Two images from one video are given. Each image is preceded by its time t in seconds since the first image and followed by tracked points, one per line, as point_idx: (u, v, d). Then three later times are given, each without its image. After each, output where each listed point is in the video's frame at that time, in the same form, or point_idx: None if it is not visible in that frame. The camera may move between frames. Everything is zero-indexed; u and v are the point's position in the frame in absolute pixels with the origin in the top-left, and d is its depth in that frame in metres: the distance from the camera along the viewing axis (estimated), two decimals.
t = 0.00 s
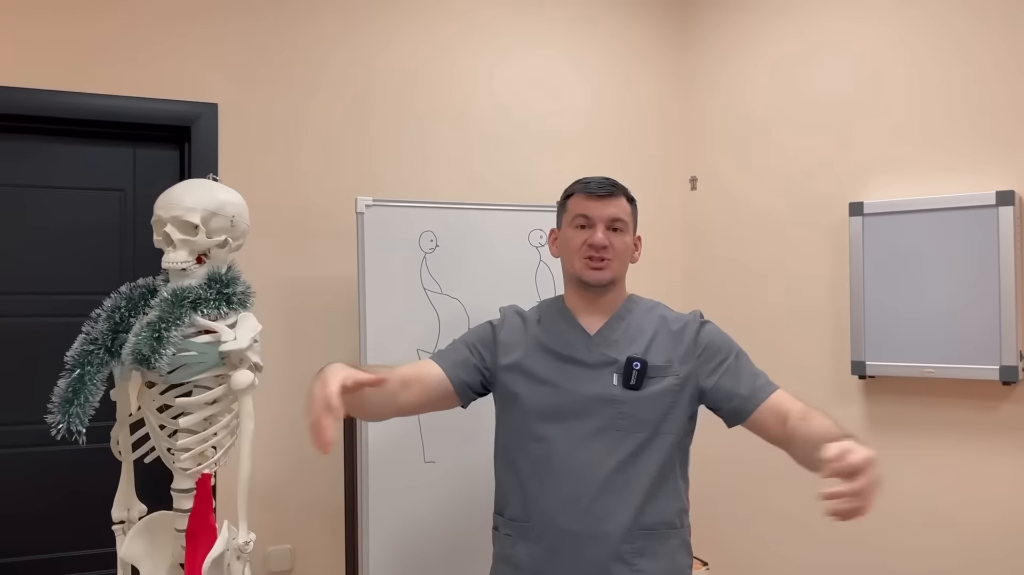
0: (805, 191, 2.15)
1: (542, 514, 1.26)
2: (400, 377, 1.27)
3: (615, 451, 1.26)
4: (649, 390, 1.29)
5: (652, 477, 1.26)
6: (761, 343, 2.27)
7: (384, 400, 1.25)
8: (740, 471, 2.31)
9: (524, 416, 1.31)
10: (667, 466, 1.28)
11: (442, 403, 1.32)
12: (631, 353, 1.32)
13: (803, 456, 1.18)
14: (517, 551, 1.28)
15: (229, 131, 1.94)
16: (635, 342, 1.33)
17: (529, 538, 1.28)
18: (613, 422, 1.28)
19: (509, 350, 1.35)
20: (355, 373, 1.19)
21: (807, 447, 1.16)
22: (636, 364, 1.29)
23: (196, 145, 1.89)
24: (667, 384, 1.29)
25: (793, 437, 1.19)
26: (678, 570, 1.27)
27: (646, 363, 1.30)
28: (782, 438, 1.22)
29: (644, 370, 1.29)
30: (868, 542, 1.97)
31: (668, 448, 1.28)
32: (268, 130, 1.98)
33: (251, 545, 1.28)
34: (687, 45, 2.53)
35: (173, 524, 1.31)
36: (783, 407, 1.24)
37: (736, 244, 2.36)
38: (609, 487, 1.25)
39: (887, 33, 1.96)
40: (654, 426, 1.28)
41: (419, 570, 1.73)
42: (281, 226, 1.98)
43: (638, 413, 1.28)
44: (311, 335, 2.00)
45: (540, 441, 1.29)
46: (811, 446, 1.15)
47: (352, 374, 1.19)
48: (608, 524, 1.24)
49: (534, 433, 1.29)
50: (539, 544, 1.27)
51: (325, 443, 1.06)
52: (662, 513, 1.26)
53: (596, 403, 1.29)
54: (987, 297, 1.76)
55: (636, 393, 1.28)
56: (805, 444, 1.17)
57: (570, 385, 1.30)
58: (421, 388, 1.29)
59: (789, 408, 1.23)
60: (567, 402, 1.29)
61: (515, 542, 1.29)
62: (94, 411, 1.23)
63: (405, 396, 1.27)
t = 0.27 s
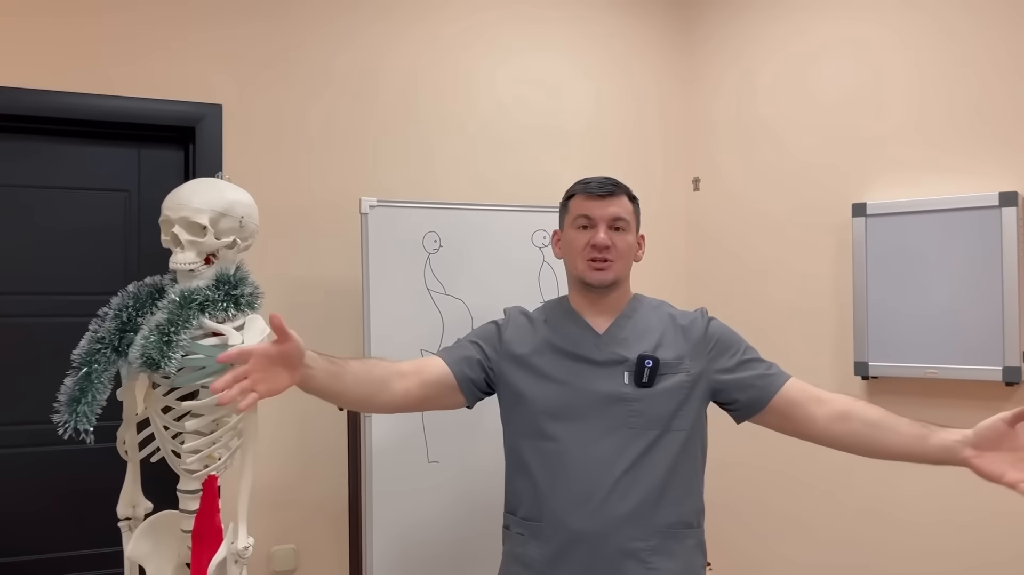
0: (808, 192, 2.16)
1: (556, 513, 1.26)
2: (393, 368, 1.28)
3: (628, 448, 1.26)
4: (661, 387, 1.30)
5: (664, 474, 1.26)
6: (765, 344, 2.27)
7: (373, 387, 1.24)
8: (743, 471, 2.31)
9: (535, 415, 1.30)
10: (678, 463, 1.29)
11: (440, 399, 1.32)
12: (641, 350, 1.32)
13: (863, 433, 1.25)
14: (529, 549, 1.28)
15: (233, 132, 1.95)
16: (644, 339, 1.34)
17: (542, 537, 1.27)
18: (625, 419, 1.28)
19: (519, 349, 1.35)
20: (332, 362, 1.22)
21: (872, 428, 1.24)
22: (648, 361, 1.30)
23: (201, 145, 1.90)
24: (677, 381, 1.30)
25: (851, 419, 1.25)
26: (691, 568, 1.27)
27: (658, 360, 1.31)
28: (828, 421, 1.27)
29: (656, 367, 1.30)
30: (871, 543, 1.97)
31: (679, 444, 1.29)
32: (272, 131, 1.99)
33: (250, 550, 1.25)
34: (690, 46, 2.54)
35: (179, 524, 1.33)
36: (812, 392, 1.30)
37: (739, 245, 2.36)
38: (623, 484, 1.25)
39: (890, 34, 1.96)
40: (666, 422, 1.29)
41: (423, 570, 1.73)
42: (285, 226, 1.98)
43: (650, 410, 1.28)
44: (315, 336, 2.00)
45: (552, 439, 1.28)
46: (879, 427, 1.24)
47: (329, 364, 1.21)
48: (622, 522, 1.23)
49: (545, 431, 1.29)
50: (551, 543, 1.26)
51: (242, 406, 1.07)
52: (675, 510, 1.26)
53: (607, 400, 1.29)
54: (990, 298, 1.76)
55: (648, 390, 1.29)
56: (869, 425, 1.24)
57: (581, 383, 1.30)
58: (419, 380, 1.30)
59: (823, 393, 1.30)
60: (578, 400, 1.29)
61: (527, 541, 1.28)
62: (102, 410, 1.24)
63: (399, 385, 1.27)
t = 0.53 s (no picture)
0: (812, 192, 2.16)
1: (568, 514, 1.25)
2: (401, 372, 1.28)
3: (642, 449, 1.27)
4: (674, 389, 1.30)
5: (676, 475, 1.27)
6: (768, 344, 2.27)
7: (383, 392, 1.24)
8: (746, 472, 2.31)
9: (547, 415, 1.29)
10: (689, 464, 1.30)
11: (453, 404, 1.32)
12: (655, 352, 1.32)
13: (870, 438, 1.28)
14: (538, 550, 1.27)
15: (238, 132, 1.95)
16: (657, 340, 1.34)
17: (552, 538, 1.27)
18: (639, 420, 1.28)
19: (531, 349, 1.34)
20: (341, 367, 1.22)
21: (880, 433, 1.27)
22: (663, 363, 1.29)
23: (207, 145, 1.91)
24: (691, 382, 1.31)
25: (858, 424, 1.29)
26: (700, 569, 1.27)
27: (672, 361, 1.31)
28: (835, 425, 1.30)
29: (670, 369, 1.30)
30: (875, 544, 1.96)
31: (690, 446, 1.30)
32: (277, 131, 1.99)
33: (261, 553, 1.26)
34: (694, 46, 2.53)
35: (189, 523, 1.33)
36: (818, 396, 1.33)
37: (743, 245, 2.36)
38: (635, 485, 1.25)
39: (894, 33, 1.96)
40: (679, 424, 1.29)
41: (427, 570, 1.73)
42: (289, 226, 1.98)
43: (664, 411, 1.28)
44: (318, 335, 2.01)
45: (565, 440, 1.28)
46: (886, 431, 1.27)
47: (337, 369, 1.21)
48: (634, 522, 1.24)
49: (558, 432, 1.28)
50: (562, 544, 1.26)
51: (243, 407, 1.09)
52: (685, 511, 1.27)
53: (621, 401, 1.29)
54: (994, 298, 1.76)
55: (662, 391, 1.29)
56: (877, 430, 1.28)
57: (595, 383, 1.30)
58: (428, 385, 1.29)
59: (829, 397, 1.33)
60: (592, 401, 1.29)
61: (537, 541, 1.28)
62: (119, 407, 1.24)
63: (409, 389, 1.27)
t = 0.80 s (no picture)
0: (814, 192, 2.15)
1: (579, 514, 1.25)
2: (407, 377, 1.27)
3: (654, 450, 1.27)
4: (686, 390, 1.30)
5: (686, 475, 1.27)
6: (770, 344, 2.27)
7: (389, 397, 1.23)
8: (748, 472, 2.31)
9: (558, 416, 1.29)
10: (699, 465, 1.30)
11: (462, 407, 1.32)
12: (666, 352, 1.32)
13: (878, 443, 1.28)
14: (549, 550, 1.27)
15: (241, 131, 1.95)
16: (668, 341, 1.34)
17: (563, 537, 1.27)
18: (650, 421, 1.28)
19: (542, 349, 1.34)
20: (344, 374, 1.21)
21: (888, 439, 1.28)
22: (674, 364, 1.29)
23: (208, 144, 1.91)
24: (702, 383, 1.31)
25: (867, 429, 1.29)
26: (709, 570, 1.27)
27: (683, 362, 1.31)
28: (843, 429, 1.30)
29: (682, 370, 1.30)
30: (877, 544, 1.96)
31: (701, 447, 1.30)
32: (279, 130, 1.99)
33: (264, 549, 1.25)
34: (696, 45, 2.53)
35: (190, 522, 1.33)
36: (827, 399, 1.33)
37: (745, 245, 2.36)
38: (647, 486, 1.25)
39: (898, 34, 1.96)
40: (690, 424, 1.29)
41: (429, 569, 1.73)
42: (292, 225, 1.98)
43: (675, 412, 1.28)
44: (321, 335, 2.01)
45: (576, 440, 1.28)
46: (895, 438, 1.28)
47: (341, 375, 1.20)
48: (646, 523, 1.24)
49: (569, 432, 1.28)
50: (573, 543, 1.26)
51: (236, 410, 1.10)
52: (696, 511, 1.27)
53: (633, 402, 1.28)
54: (996, 299, 1.76)
55: (673, 392, 1.29)
56: (885, 436, 1.28)
57: (606, 383, 1.30)
58: (436, 387, 1.29)
59: (838, 401, 1.33)
60: (604, 401, 1.29)
61: (547, 541, 1.28)
62: (116, 407, 1.24)
63: (416, 393, 1.26)
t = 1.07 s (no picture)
0: (816, 192, 2.15)
1: (585, 513, 1.25)
2: (413, 376, 1.27)
3: (659, 449, 1.27)
4: (690, 388, 1.30)
5: (692, 474, 1.27)
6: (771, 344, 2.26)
7: (393, 398, 1.23)
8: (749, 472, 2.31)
9: (563, 415, 1.29)
10: (704, 464, 1.29)
11: (467, 405, 1.32)
12: (671, 351, 1.32)
13: (888, 445, 1.28)
14: (554, 549, 1.27)
15: (242, 129, 1.95)
16: (672, 340, 1.34)
17: (568, 536, 1.27)
18: (655, 419, 1.28)
19: (546, 348, 1.34)
20: (346, 379, 1.21)
21: (897, 441, 1.27)
22: (679, 363, 1.29)
23: (208, 143, 1.90)
24: (707, 382, 1.31)
25: (876, 430, 1.28)
26: (715, 569, 1.27)
27: (688, 361, 1.31)
28: (851, 429, 1.29)
29: (687, 369, 1.30)
30: (879, 544, 1.96)
31: (706, 446, 1.30)
32: (281, 129, 1.99)
33: (262, 545, 1.25)
34: (698, 45, 2.53)
35: (189, 520, 1.32)
36: (835, 397, 1.33)
37: (747, 245, 2.35)
38: (652, 485, 1.25)
39: (899, 33, 1.96)
40: (695, 423, 1.29)
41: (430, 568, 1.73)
42: (292, 223, 1.98)
43: (680, 411, 1.28)
44: (322, 334, 2.01)
45: (581, 439, 1.28)
46: (905, 440, 1.27)
47: (342, 381, 1.20)
48: (651, 521, 1.24)
49: (574, 430, 1.28)
50: (578, 542, 1.26)
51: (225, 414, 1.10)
52: (700, 510, 1.27)
53: (638, 401, 1.28)
54: (997, 298, 1.76)
55: (678, 391, 1.29)
56: (895, 438, 1.28)
57: (610, 382, 1.30)
58: (441, 386, 1.29)
59: (847, 399, 1.32)
60: (608, 400, 1.29)
61: (552, 540, 1.28)
62: (115, 406, 1.24)
63: (421, 392, 1.26)
